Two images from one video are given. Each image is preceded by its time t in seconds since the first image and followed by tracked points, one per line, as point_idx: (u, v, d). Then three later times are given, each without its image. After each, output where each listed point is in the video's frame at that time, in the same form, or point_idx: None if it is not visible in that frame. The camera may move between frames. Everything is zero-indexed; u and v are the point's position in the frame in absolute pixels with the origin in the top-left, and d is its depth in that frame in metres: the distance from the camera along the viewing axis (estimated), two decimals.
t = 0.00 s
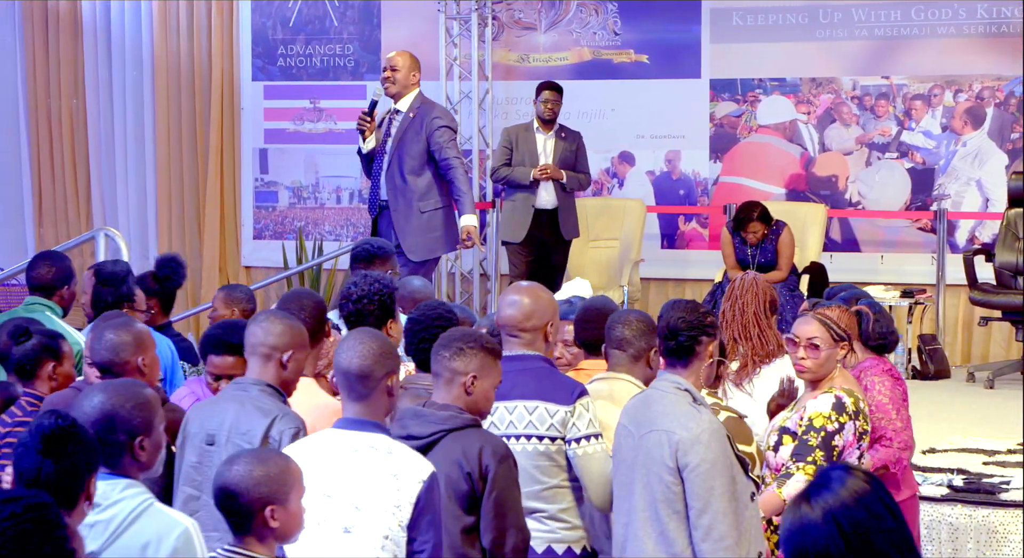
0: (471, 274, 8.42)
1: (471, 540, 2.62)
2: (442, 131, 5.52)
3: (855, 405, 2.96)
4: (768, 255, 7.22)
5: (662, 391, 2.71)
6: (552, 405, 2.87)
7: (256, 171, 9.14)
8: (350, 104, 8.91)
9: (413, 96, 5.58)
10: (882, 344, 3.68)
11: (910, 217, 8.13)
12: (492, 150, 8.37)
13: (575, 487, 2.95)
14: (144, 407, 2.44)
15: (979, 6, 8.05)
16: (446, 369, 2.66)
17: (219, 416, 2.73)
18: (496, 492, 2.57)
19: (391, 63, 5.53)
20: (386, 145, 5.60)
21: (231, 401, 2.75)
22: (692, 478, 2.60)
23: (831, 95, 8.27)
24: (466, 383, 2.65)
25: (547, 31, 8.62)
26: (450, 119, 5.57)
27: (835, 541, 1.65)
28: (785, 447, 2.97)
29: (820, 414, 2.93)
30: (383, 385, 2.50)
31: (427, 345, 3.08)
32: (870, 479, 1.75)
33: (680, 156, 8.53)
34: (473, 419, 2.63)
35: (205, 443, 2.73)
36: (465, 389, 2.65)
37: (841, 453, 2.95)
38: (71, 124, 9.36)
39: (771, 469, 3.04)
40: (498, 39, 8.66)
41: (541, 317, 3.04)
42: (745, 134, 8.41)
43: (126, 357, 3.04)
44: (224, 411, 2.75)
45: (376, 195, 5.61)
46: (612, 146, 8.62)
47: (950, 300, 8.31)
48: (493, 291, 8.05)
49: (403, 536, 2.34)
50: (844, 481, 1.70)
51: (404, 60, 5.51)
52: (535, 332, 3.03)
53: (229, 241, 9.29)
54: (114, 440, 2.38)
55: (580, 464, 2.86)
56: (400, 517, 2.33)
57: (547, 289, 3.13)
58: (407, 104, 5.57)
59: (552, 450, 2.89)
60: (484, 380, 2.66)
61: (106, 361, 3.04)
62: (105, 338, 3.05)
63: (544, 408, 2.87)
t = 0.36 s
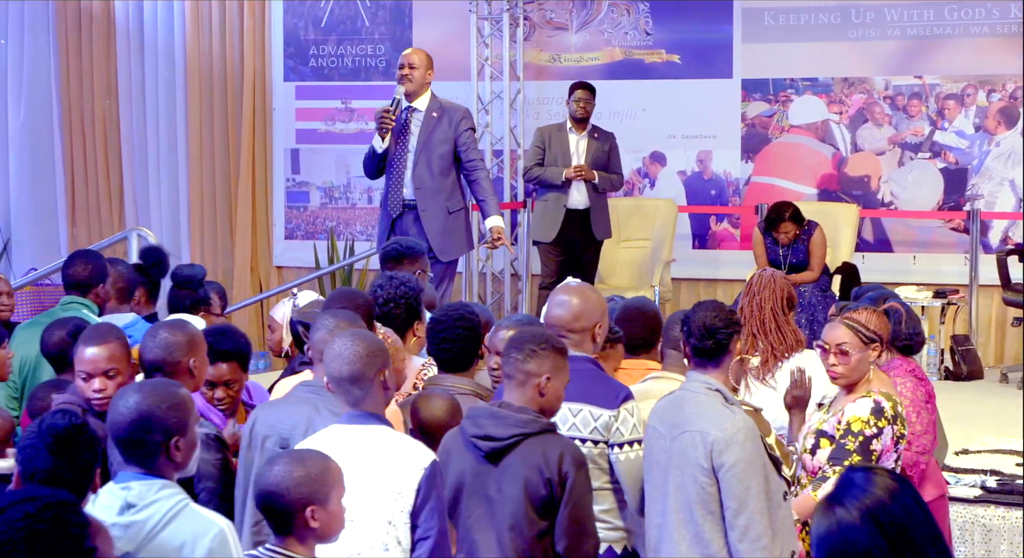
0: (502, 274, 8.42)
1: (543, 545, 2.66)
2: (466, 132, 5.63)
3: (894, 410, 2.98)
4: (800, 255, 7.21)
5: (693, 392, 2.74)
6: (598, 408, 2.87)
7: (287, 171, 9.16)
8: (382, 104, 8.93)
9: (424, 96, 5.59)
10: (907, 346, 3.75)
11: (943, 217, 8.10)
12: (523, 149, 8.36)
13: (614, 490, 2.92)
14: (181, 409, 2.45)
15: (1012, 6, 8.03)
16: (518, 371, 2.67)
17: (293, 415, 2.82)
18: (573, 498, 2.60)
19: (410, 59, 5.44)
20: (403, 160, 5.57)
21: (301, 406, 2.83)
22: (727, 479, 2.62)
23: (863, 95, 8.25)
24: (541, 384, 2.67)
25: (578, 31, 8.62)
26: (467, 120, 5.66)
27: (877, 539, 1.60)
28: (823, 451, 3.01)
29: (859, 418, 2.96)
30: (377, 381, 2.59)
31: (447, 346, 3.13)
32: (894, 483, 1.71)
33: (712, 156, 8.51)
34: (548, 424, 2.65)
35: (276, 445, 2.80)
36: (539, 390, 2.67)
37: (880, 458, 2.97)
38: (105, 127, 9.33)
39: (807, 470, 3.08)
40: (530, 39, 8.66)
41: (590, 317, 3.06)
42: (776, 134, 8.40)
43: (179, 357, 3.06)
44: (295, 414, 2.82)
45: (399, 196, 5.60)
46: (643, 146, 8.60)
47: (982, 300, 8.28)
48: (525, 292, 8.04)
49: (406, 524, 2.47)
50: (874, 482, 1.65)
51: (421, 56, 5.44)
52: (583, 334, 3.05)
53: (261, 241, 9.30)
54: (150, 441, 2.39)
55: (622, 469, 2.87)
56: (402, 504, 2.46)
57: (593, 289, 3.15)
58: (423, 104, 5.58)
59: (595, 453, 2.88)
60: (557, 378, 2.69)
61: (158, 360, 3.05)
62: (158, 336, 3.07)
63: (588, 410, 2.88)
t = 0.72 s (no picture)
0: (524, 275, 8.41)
1: (601, 549, 2.72)
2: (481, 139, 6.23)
3: (918, 412, 3.06)
4: (823, 255, 7.19)
5: (711, 394, 2.78)
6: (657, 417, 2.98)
7: (310, 171, 9.19)
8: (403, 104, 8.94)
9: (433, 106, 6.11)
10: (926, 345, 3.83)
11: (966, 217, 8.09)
12: (545, 149, 8.35)
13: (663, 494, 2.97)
14: (207, 410, 2.46)
15: None
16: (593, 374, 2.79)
17: (343, 417, 2.87)
18: (638, 504, 2.67)
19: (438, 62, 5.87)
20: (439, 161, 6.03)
21: (347, 408, 2.89)
22: (750, 478, 2.66)
23: (886, 95, 8.23)
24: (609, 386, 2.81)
25: (600, 31, 8.61)
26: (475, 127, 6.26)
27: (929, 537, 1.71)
28: (847, 454, 3.07)
29: (883, 421, 3.04)
30: (391, 380, 2.76)
31: (479, 344, 3.17)
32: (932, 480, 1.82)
33: (734, 156, 8.49)
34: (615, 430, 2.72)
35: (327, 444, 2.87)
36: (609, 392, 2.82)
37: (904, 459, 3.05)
38: (128, 126, 9.39)
39: (831, 474, 3.14)
40: (552, 39, 8.66)
41: (643, 317, 3.19)
42: (799, 134, 8.38)
43: (222, 358, 3.08)
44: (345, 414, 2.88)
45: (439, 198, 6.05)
46: (665, 146, 8.59)
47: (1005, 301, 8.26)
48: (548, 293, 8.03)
49: (428, 520, 2.60)
50: (918, 483, 1.76)
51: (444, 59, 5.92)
52: (635, 334, 3.19)
53: (283, 240, 9.31)
54: (174, 442, 2.41)
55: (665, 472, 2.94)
56: (423, 501, 2.59)
57: (646, 289, 3.27)
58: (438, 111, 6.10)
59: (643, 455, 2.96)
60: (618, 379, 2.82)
61: (202, 360, 3.06)
62: (202, 337, 3.09)
63: (637, 414, 2.99)
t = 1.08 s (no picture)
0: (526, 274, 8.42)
1: (597, 545, 2.75)
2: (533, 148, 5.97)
3: (916, 411, 2.96)
4: (824, 255, 7.20)
5: (713, 392, 2.77)
6: (649, 408, 3.04)
7: (312, 171, 9.20)
8: (406, 103, 8.96)
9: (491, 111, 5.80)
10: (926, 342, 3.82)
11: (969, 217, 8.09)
12: (547, 149, 8.36)
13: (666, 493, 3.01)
14: (220, 409, 2.46)
15: None
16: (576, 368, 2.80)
17: (345, 416, 2.90)
18: (633, 497, 2.70)
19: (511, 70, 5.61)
20: (510, 176, 5.80)
21: (348, 407, 2.91)
22: (751, 478, 2.64)
23: (889, 94, 8.23)
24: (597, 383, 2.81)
25: (603, 31, 8.60)
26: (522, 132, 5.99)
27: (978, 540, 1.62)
28: (845, 454, 3.00)
29: (880, 421, 2.95)
30: (434, 382, 2.59)
31: (507, 341, 3.11)
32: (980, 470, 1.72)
33: (737, 156, 8.49)
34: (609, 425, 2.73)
35: (332, 443, 2.87)
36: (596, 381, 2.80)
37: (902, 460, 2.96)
38: (130, 124, 9.37)
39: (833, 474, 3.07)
40: (555, 39, 8.66)
41: (669, 319, 3.19)
42: (801, 133, 8.38)
43: (225, 355, 3.09)
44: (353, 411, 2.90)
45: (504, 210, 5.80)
46: (668, 146, 8.60)
47: (1007, 301, 8.27)
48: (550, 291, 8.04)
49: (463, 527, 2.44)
50: (968, 478, 1.67)
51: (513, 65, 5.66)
52: (660, 335, 3.18)
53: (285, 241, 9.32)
54: (180, 439, 2.41)
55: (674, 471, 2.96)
56: (460, 508, 2.43)
57: (674, 291, 3.28)
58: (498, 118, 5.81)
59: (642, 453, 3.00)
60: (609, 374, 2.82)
61: (204, 356, 3.08)
62: (206, 333, 3.11)
63: (619, 407, 3.05)
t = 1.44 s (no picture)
0: (444, 273, 8.41)
1: (496, 533, 2.66)
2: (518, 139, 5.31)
3: (822, 398, 2.87)
4: (741, 253, 7.23)
5: (634, 391, 2.72)
6: (559, 402, 2.89)
7: (229, 171, 9.14)
8: (326, 102, 8.93)
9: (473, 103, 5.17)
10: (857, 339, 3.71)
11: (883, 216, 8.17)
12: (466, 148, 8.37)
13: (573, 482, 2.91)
14: (152, 409, 2.44)
15: (954, 6, 8.09)
16: (455, 366, 2.70)
17: (241, 416, 2.87)
18: (523, 486, 2.60)
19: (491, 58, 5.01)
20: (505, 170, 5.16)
21: (244, 406, 2.89)
22: (671, 476, 2.61)
23: (805, 93, 8.30)
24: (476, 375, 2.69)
25: (523, 30, 8.64)
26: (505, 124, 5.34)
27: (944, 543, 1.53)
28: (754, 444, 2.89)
29: (786, 408, 2.86)
30: (407, 386, 2.49)
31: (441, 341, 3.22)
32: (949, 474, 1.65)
33: (655, 155, 8.54)
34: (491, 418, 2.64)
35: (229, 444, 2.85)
36: (476, 381, 2.69)
37: (809, 449, 2.87)
38: (45, 123, 9.26)
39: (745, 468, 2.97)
40: (474, 38, 8.66)
41: (576, 316, 3.05)
42: (719, 133, 8.43)
43: (148, 353, 3.07)
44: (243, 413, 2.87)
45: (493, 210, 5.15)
46: (586, 145, 8.63)
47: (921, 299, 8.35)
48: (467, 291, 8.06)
49: (425, 532, 2.36)
50: (936, 477, 1.59)
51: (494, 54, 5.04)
52: (567, 332, 3.04)
53: (202, 241, 9.24)
54: (108, 439, 2.39)
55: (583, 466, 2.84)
56: (424, 513, 2.35)
57: (588, 286, 3.14)
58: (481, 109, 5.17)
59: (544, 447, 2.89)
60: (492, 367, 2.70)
61: (128, 355, 3.06)
62: (129, 331, 3.08)
63: (512, 401, 2.91)
